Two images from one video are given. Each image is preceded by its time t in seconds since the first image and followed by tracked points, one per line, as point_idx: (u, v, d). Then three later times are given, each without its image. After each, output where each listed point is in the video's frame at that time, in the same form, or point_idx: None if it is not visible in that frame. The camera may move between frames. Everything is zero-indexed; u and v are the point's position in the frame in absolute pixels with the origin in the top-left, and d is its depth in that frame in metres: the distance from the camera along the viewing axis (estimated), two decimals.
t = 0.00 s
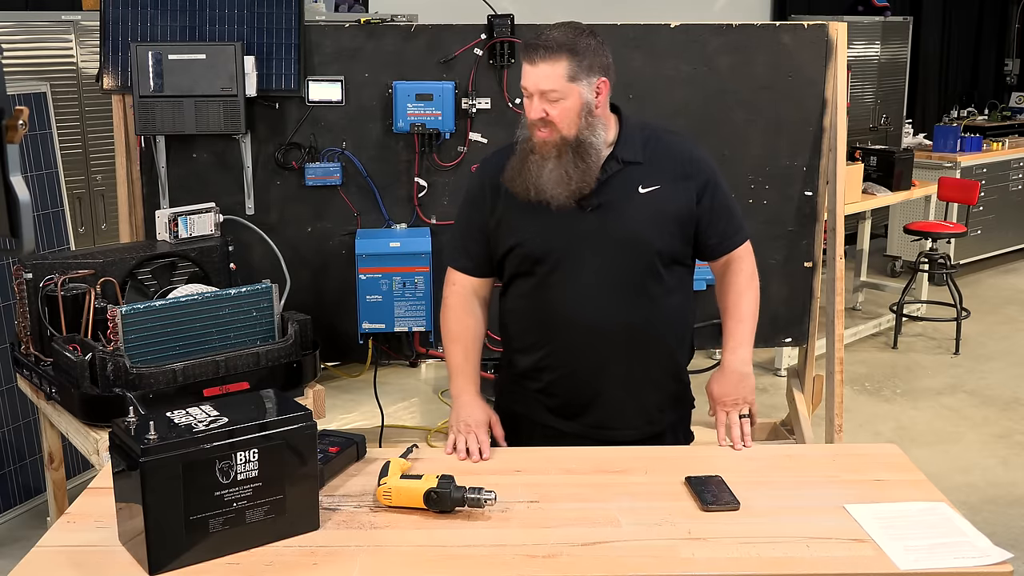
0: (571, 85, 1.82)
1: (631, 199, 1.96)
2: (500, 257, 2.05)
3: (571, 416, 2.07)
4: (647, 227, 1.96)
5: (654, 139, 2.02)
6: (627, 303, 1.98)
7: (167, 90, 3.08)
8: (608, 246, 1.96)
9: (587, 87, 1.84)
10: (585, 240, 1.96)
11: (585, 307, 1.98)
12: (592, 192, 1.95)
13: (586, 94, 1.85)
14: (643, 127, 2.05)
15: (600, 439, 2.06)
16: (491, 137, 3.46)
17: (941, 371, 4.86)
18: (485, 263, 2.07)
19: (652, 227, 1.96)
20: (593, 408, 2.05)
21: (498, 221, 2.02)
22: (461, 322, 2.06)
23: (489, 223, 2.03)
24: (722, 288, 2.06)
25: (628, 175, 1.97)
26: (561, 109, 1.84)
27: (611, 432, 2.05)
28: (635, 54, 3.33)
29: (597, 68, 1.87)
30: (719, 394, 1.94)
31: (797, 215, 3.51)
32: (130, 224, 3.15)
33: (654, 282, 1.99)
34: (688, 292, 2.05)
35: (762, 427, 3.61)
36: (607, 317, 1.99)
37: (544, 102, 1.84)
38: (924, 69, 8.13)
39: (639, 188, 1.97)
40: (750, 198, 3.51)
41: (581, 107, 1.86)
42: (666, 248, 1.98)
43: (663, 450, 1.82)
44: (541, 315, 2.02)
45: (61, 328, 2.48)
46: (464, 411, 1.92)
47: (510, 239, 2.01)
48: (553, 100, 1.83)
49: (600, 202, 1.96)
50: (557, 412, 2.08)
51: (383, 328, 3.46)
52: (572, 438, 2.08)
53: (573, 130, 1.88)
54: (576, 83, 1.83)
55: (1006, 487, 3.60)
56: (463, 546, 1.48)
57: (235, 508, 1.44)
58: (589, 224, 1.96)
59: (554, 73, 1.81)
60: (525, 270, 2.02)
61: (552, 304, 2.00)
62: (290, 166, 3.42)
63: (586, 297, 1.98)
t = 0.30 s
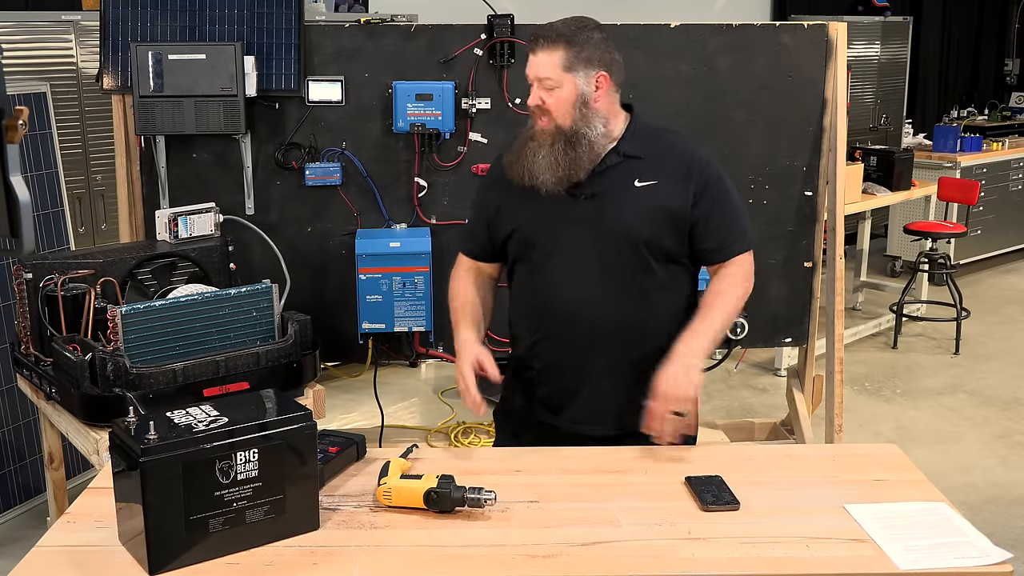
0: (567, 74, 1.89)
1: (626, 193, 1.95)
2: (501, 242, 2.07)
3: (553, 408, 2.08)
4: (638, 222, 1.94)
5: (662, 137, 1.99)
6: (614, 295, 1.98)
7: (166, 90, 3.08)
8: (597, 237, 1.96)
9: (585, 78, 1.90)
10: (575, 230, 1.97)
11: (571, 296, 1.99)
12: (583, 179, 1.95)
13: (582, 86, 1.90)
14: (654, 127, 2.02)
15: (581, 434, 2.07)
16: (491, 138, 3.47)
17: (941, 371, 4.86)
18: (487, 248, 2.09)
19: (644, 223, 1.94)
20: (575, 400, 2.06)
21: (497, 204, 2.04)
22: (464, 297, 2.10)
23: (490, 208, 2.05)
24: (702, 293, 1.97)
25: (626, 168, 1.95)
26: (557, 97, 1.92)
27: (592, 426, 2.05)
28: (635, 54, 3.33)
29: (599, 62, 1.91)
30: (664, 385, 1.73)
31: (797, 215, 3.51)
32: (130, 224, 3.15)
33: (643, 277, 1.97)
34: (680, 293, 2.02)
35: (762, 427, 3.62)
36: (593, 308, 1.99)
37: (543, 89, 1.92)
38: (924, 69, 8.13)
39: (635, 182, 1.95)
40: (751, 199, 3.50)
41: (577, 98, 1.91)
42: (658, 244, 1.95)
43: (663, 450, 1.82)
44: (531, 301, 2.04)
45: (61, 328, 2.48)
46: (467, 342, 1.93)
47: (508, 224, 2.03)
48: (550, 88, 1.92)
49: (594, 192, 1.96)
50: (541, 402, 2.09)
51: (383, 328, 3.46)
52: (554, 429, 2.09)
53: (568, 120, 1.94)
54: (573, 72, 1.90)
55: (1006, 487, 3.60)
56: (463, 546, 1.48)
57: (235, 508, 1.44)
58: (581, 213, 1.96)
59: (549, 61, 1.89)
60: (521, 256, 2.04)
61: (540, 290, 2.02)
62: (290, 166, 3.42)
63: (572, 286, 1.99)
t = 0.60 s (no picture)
0: (604, 61, 1.87)
1: (624, 190, 1.95)
2: (509, 233, 2.11)
3: (541, 403, 2.08)
4: (632, 220, 1.94)
5: (670, 140, 1.97)
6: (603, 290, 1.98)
7: (166, 90, 3.08)
8: (592, 233, 1.97)
9: (620, 65, 1.89)
10: (572, 225, 1.98)
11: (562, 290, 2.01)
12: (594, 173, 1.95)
13: (620, 72, 1.89)
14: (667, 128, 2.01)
15: (567, 432, 2.06)
16: (491, 138, 3.47)
17: (941, 371, 4.86)
18: (496, 239, 2.13)
19: (637, 221, 1.93)
20: (559, 395, 2.05)
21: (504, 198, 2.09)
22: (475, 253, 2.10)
23: (500, 199, 2.10)
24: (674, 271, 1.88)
25: (628, 166, 1.95)
26: (594, 83, 1.89)
27: (575, 423, 2.04)
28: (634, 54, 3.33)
29: (631, 51, 1.91)
30: (584, 301, 1.64)
31: (797, 215, 3.51)
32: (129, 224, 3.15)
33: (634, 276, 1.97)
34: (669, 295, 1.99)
35: (762, 427, 3.62)
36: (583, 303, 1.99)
37: (578, 75, 1.89)
38: (924, 69, 8.13)
39: (635, 181, 1.95)
40: (751, 198, 3.50)
41: (613, 84, 1.89)
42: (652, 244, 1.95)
43: (663, 450, 1.82)
44: (528, 295, 2.07)
45: (61, 328, 2.48)
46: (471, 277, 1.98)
47: (513, 216, 2.07)
48: (587, 74, 1.88)
49: (595, 187, 1.96)
50: (529, 396, 2.09)
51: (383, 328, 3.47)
52: (541, 425, 2.09)
53: (603, 105, 1.91)
54: (610, 59, 1.88)
55: (1006, 487, 3.60)
56: (463, 546, 1.48)
57: (235, 508, 1.44)
58: (579, 209, 1.97)
59: (588, 46, 1.86)
60: (524, 248, 2.07)
61: (536, 283, 2.05)
62: (290, 166, 3.42)
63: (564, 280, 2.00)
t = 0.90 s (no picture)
0: (632, 70, 1.86)
1: (628, 196, 1.95)
2: (513, 226, 2.11)
3: (531, 399, 2.08)
4: (634, 227, 1.93)
5: (682, 148, 1.97)
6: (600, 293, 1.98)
7: (166, 90, 3.08)
8: (593, 237, 1.97)
9: (646, 74, 1.88)
10: (575, 227, 1.98)
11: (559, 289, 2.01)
12: (608, 184, 1.94)
13: (645, 82, 1.88)
14: (680, 138, 2.00)
15: (556, 429, 2.06)
16: (491, 138, 3.47)
17: (941, 371, 4.86)
18: (502, 231, 2.13)
19: (639, 229, 1.93)
20: (550, 393, 2.05)
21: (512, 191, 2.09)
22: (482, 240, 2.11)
23: (507, 191, 2.10)
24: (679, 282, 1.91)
25: (636, 174, 1.95)
26: (619, 91, 1.88)
27: (564, 422, 2.04)
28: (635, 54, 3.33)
29: (657, 58, 1.90)
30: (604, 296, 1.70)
31: (797, 215, 3.51)
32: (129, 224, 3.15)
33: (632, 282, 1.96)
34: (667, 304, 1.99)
35: (762, 427, 3.62)
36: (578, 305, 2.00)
37: (604, 81, 1.87)
38: (924, 69, 8.13)
39: (641, 188, 1.94)
40: (751, 199, 3.50)
41: (637, 94, 1.89)
42: (653, 253, 1.94)
43: (662, 451, 1.82)
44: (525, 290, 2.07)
45: (61, 328, 2.48)
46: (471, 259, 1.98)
47: (519, 210, 2.07)
48: (614, 82, 1.87)
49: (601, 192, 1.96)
50: (521, 391, 2.10)
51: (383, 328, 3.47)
52: (529, 420, 2.09)
53: (624, 112, 1.91)
54: (639, 68, 1.87)
55: (1006, 487, 3.60)
56: (463, 546, 1.47)
57: (235, 508, 1.44)
58: (583, 211, 1.98)
59: (619, 53, 1.84)
60: (527, 243, 2.07)
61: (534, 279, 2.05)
62: (290, 166, 3.42)
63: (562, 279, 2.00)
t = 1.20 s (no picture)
0: (643, 76, 1.89)
1: (632, 199, 1.95)
2: (512, 225, 2.10)
3: (531, 399, 2.08)
4: (637, 230, 1.93)
5: (686, 154, 1.97)
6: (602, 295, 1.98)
7: (166, 90, 3.07)
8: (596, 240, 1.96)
9: (655, 80, 1.92)
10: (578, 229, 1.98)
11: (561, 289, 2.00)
12: (619, 191, 1.95)
13: (654, 89, 1.92)
14: (685, 143, 2.01)
15: (555, 429, 2.06)
16: (491, 138, 3.47)
17: (941, 371, 4.86)
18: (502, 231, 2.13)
19: (642, 233, 1.93)
20: (552, 393, 2.05)
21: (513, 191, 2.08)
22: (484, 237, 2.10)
23: (508, 190, 2.09)
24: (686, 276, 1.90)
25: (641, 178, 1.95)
26: (631, 97, 1.92)
27: (565, 421, 2.04)
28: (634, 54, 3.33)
29: (666, 65, 1.94)
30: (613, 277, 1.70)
31: (797, 215, 3.51)
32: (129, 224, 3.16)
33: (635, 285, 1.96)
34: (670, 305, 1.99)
35: (762, 427, 3.62)
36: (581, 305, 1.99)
37: (615, 87, 1.90)
38: (924, 69, 8.13)
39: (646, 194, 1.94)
40: (751, 199, 3.50)
41: (646, 100, 1.93)
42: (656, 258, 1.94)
43: (662, 451, 1.82)
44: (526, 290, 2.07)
45: (61, 328, 2.48)
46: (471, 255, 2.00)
47: (520, 210, 2.06)
48: (625, 88, 1.90)
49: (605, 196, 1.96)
50: (523, 390, 2.10)
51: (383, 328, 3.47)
52: (530, 419, 2.09)
53: (634, 119, 1.94)
54: (650, 76, 1.90)
55: (1006, 487, 3.60)
56: (463, 546, 1.47)
57: (235, 508, 1.44)
58: (587, 213, 1.98)
59: (631, 61, 1.87)
60: (528, 243, 2.06)
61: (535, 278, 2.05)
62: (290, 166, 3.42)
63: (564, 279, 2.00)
